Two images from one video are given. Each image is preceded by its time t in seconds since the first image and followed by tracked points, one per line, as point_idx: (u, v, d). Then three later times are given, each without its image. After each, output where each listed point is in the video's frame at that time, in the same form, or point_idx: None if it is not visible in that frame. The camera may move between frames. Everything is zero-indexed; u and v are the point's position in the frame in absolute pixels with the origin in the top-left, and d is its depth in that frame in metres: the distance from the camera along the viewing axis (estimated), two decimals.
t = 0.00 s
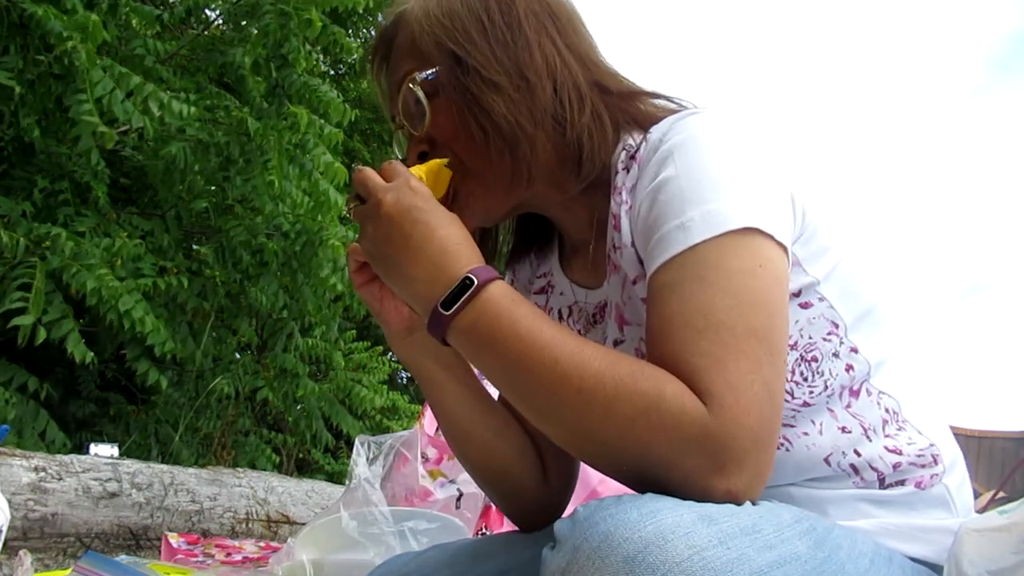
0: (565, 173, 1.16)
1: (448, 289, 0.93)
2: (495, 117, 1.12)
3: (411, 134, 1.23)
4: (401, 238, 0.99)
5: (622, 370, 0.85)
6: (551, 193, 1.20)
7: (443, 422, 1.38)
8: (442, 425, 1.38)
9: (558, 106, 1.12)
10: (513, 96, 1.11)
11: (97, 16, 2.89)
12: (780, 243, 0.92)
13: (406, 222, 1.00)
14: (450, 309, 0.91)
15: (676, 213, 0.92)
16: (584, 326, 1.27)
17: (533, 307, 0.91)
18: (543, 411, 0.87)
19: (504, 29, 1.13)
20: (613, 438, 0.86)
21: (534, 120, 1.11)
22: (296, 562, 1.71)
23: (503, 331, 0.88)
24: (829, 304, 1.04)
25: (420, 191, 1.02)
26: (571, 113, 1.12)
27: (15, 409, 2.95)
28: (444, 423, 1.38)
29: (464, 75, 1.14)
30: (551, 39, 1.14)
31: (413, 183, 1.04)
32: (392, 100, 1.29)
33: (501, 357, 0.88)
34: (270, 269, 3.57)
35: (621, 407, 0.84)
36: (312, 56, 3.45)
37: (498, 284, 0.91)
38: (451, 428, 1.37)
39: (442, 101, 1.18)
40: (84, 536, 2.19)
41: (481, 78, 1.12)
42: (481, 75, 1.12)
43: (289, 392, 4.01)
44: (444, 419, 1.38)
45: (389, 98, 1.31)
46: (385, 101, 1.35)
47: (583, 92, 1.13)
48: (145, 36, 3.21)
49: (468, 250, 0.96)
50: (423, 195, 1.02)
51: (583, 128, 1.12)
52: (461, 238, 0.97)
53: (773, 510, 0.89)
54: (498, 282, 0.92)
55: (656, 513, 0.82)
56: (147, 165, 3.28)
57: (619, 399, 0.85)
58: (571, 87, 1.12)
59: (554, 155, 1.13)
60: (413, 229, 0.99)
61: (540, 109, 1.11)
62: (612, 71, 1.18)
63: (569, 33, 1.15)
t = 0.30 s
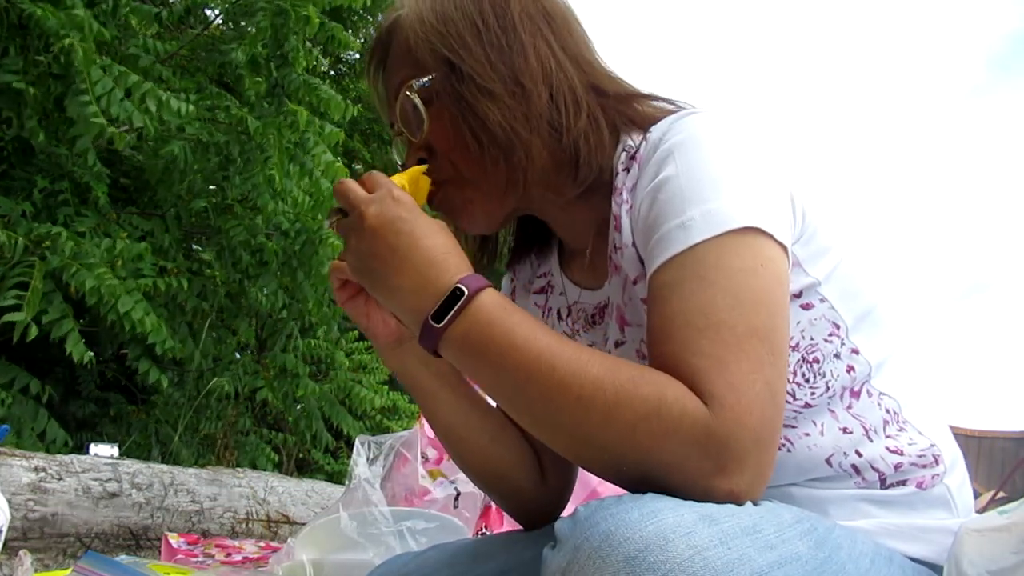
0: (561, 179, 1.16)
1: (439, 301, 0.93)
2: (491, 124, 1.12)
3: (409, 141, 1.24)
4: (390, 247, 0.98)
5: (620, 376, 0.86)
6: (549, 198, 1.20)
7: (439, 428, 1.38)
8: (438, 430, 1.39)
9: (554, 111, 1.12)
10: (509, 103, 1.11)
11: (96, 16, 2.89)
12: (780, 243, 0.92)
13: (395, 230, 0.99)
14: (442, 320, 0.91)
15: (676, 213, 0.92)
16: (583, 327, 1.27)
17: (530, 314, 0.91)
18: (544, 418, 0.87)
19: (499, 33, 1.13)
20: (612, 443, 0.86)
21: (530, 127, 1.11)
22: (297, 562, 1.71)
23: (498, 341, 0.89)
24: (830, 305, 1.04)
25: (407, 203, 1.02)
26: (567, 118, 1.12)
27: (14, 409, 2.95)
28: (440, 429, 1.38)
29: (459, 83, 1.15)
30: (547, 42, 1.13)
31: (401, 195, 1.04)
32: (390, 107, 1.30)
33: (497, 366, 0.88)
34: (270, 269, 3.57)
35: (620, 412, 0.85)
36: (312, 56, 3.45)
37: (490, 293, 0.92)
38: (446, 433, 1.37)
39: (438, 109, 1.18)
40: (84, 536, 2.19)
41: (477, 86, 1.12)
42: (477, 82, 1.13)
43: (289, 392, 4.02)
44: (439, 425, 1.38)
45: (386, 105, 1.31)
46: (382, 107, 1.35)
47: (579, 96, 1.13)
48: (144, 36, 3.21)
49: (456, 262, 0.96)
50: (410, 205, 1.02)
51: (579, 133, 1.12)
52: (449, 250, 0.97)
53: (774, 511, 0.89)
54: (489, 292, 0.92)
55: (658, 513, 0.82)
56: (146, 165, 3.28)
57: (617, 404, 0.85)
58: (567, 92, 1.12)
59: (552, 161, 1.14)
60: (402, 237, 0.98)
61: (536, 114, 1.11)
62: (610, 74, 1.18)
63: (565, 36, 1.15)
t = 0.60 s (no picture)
0: (557, 181, 1.17)
1: (366, 444, 0.88)
2: (488, 128, 1.12)
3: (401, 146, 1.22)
4: (294, 440, 0.89)
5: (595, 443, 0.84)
6: (544, 200, 1.20)
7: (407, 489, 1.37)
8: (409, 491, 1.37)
9: (550, 113, 1.12)
10: (506, 105, 1.11)
11: (96, 16, 2.89)
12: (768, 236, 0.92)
13: (282, 422, 0.89)
14: (383, 462, 0.87)
15: (660, 207, 0.92)
16: (576, 331, 1.25)
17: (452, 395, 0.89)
18: (516, 488, 0.86)
19: (491, 35, 1.13)
20: (599, 486, 0.86)
21: (526, 129, 1.11)
22: (297, 562, 1.72)
23: (457, 446, 0.86)
24: (823, 305, 1.04)
25: (256, 382, 0.90)
26: (562, 119, 1.12)
27: (14, 408, 2.94)
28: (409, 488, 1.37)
29: (454, 86, 1.14)
30: (539, 42, 1.13)
31: (240, 379, 0.91)
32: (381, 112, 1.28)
33: (478, 471, 0.86)
34: (273, 267, 3.55)
35: (609, 473, 0.85)
36: (312, 55, 3.45)
37: (407, 397, 0.88)
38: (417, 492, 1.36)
39: (433, 114, 1.17)
40: (84, 536, 2.19)
41: (471, 88, 1.12)
42: (471, 86, 1.12)
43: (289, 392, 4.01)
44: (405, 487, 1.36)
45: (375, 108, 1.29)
46: (370, 110, 1.34)
47: (573, 97, 1.13)
48: (144, 36, 3.21)
49: (347, 397, 0.89)
50: (260, 381, 0.90)
51: (575, 134, 1.12)
52: (332, 386, 0.90)
53: (774, 511, 0.89)
54: (401, 410, 0.88)
55: (655, 514, 0.83)
56: (146, 165, 3.27)
57: (605, 463, 0.84)
58: (561, 93, 1.12)
59: (549, 162, 1.14)
60: (292, 420, 0.89)
61: (532, 116, 1.11)
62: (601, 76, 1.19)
63: (557, 36, 1.15)
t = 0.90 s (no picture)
0: (569, 177, 1.17)
1: (365, 446, 0.86)
2: (500, 127, 1.11)
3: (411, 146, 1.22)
4: (289, 442, 0.88)
5: (594, 448, 0.84)
6: (555, 198, 1.21)
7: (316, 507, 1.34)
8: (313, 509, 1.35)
9: (562, 111, 1.12)
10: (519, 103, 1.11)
11: (96, 16, 2.89)
12: (781, 237, 0.92)
13: (274, 426, 0.88)
14: (384, 465, 0.86)
15: (675, 207, 0.92)
16: (586, 330, 1.25)
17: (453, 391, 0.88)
18: (522, 487, 0.85)
19: (502, 31, 1.12)
20: (602, 485, 0.86)
21: (539, 128, 1.11)
22: (297, 562, 1.72)
23: (459, 447, 0.85)
24: (834, 305, 1.04)
25: (245, 389, 0.88)
26: (575, 116, 1.12)
27: (14, 409, 2.94)
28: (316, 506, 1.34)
29: (466, 85, 1.13)
30: (550, 38, 1.13)
31: (229, 385, 0.89)
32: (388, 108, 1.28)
33: (484, 470, 0.85)
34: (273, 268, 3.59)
35: (613, 474, 0.85)
36: (312, 55, 3.45)
37: (405, 397, 0.86)
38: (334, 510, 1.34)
39: (444, 112, 1.17)
40: (84, 536, 2.19)
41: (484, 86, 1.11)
42: (483, 85, 1.11)
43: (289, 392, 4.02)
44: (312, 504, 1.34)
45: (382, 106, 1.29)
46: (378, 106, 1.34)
47: (586, 93, 1.13)
48: (144, 36, 3.21)
49: (340, 397, 0.87)
50: (249, 388, 0.88)
51: (586, 132, 1.13)
52: (322, 387, 0.87)
53: (776, 513, 0.89)
54: (401, 412, 0.86)
55: (657, 514, 0.83)
56: (146, 165, 3.27)
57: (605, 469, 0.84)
58: (574, 90, 1.13)
59: (560, 160, 1.14)
60: (284, 423, 0.88)
61: (545, 114, 1.11)
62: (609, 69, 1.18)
63: (568, 31, 1.15)
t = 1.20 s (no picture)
0: (582, 171, 1.16)
1: (370, 431, 0.85)
2: (515, 115, 1.11)
3: (422, 136, 1.23)
4: (287, 419, 0.86)
5: (608, 454, 0.84)
6: (568, 191, 1.20)
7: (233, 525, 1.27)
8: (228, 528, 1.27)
9: (578, 99, 1.12)
10: (533, 89, 1.11)
11: (96, 15, 2.89)
12: (795, 240, 0.92)
13: (274, 403, 0.85)
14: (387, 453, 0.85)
15: (689, 206, 0.92)
16: (581, 328, 1.23)
17: (464, 379, 0.87)
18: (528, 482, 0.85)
19: (514, 18, 1.13)
20: (605, 487, 0.86)
21: (555, 116, 1.11)
22: (297, 562, 1.73)
23: (466, 437, 0.84)
24: (843, 304, 1.04)
25: (244, 364, 0.85)
26: (592, 103, 1.12)
27: (16, 409, 2.94)
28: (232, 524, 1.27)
29: (478, 73, 1.14)
30: (563, 26, 1.14)
31: (228, 357, 0.86)
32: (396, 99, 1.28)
33: (489, 463, 0.84)
34: (275, 267, 3.60)
35: (616, 476, 0.85)
36: (313, 54, 3.45)
37: (415, 383, 0.85)
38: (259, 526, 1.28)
39: (457, 100, 1.18)
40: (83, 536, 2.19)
41: (498, 73, 1.12)
42: (498, 71, 1.12)
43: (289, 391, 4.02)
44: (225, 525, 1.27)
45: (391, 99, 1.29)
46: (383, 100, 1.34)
47: (601, 83, 1.13)
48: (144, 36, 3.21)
49: (346, 377, 0.85)
50: (249, 363, 0.85)
51: (602, 121, 1.12)
52: (327, 366, 0.85)
53: (778, 514, 0.89)
54: (410, 399, 0.84)
55: (657, 517, 0.83)
56: (146, 165, 3.27)
57: (613, 475, 0.85)
58: (589, 79, 1.13)
59: (574, 148, 1.13)
60: (283, 400, 0.85)
61: (560, 101, 1.11)
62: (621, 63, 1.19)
63: (579, 22, 1.16)
